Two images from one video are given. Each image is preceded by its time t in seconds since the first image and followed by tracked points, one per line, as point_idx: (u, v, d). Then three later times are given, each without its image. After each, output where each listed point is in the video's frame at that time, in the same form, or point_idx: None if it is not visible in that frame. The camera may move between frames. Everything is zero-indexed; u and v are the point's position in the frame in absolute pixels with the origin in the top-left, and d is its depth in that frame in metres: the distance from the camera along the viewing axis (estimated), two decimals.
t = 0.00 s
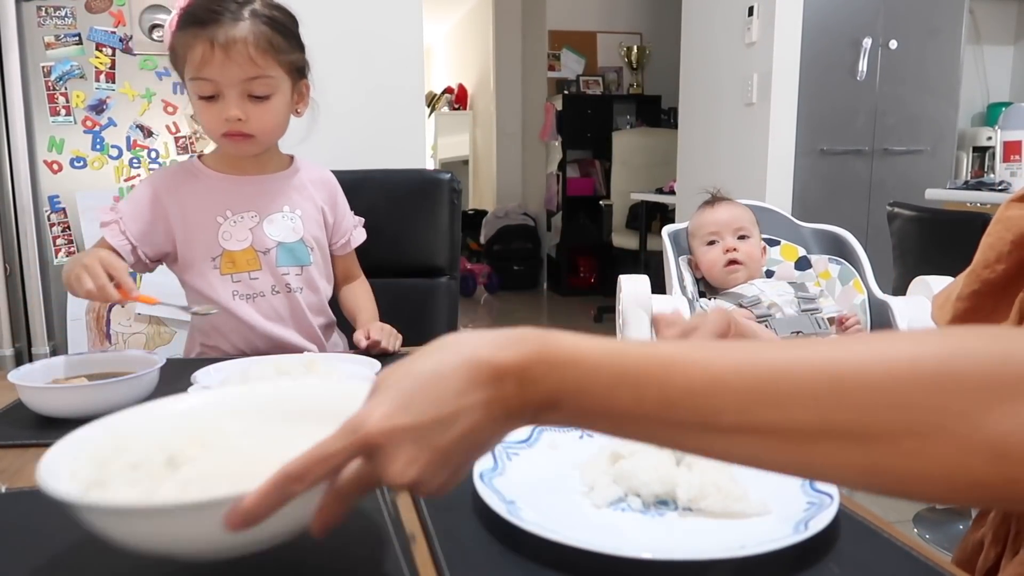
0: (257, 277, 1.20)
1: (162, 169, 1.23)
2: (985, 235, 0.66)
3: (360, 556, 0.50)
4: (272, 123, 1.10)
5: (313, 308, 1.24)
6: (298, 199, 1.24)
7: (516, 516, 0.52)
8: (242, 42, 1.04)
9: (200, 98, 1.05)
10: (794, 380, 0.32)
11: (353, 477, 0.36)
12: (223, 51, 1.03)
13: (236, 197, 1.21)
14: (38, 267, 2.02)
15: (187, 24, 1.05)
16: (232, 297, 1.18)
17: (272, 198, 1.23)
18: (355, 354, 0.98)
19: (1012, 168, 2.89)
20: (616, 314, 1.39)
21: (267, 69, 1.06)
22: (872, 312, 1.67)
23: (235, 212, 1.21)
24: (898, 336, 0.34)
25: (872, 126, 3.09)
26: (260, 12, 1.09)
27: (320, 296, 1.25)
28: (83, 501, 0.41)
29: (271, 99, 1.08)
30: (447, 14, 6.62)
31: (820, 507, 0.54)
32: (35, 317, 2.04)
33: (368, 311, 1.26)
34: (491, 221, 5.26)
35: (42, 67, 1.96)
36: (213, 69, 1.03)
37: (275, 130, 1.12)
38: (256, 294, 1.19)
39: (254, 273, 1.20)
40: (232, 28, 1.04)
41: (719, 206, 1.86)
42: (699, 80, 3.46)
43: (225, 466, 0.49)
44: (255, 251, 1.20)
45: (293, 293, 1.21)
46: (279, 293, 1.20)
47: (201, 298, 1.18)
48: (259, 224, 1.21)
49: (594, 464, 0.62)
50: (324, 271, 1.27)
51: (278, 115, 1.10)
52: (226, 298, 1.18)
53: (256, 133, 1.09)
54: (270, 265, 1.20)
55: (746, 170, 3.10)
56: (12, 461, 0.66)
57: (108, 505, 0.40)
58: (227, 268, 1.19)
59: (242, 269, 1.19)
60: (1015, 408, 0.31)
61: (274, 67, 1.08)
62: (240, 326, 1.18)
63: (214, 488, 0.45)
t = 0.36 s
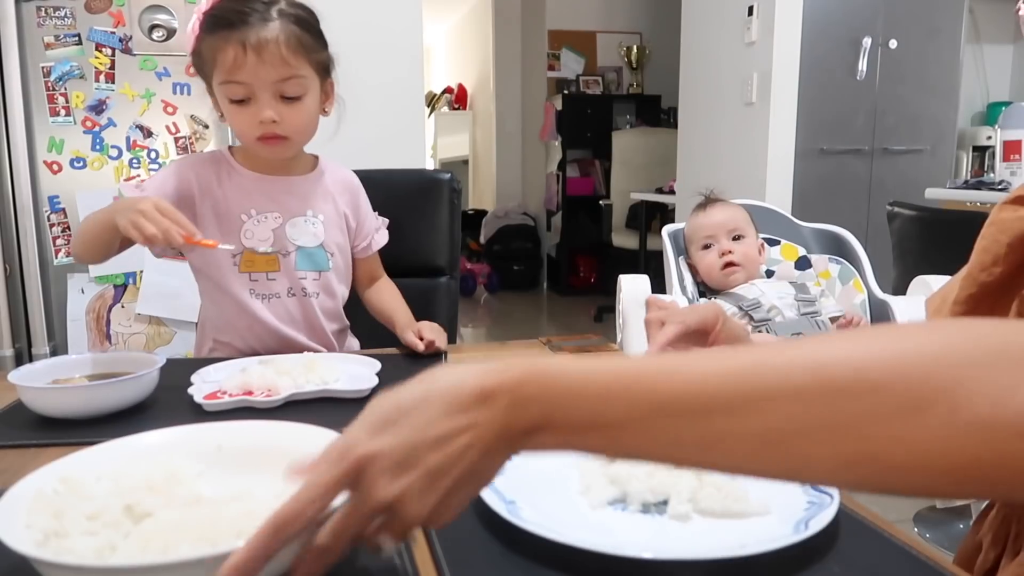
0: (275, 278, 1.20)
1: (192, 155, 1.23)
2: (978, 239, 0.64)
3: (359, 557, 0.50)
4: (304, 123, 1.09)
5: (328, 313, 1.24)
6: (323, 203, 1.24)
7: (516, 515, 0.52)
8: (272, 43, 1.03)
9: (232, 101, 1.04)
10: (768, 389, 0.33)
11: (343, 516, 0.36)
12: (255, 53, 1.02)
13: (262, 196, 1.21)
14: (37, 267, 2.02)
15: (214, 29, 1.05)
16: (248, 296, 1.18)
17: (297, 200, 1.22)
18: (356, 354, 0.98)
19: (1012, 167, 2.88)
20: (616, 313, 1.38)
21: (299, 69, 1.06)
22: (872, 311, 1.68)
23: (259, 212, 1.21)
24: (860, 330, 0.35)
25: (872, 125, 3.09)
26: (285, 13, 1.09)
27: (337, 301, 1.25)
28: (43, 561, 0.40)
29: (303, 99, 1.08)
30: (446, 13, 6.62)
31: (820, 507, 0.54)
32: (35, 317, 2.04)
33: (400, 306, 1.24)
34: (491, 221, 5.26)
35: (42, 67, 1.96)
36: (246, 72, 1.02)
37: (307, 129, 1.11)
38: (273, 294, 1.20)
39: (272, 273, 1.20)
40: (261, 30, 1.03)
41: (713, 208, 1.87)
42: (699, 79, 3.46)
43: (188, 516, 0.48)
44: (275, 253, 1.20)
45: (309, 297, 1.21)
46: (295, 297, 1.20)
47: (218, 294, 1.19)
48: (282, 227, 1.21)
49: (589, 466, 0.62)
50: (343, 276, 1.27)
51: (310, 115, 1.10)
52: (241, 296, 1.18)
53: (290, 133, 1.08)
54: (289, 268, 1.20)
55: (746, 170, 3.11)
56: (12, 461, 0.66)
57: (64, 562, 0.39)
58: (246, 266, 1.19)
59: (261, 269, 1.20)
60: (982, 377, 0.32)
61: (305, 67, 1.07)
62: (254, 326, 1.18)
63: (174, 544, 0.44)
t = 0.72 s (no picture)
0: (287, 286, 1.19)
1: (220, 143, 1.22)
2: (967, 243, 0.66)
3: (358, 559, 0.50)
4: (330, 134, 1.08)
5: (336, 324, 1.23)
6: (347, 214, 1.23)
7: (517, 515, 0.52)
8: (302, 53, 1.01)
9: (258, 112, 1.03)
10: None
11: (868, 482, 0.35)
12: (283, 64, 1.00)
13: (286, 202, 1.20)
14: (37, 267, 2.02)
15: (243, 33, 1.03)
16: (258, 300, 1.18)
17: (321, 209, 1.21)
18: (356, 354, 0.98)
19: (1012, 167, 2.88)
20: (616, 313, 1.39)
21: (330, 81, 1.04)
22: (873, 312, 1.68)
23: (280, 217, 1.20)
24: None
25: (872, 125, 3.09)
26: (319, 20, 1.06)
27: (349, 311, 1.24)
28: (44, 562, 0.39)
29: (331, 111, 1.06)
30: (446, 13, 6.61)
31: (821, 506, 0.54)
32: (35, 317, 2.04)
33: (413, 306, 1.25)
34: (491, 221, 5.26)
35: (42, 68, 1.96)
36: (272, 83, 1.00)
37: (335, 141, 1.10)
38: (282, 302, 1.19)
39: (285, 280, 1.19)
40: (292, 39, 1.01)
41: (710, 205, 1.90)
42: (699, 79, 3.46)
43: (188, 516, 0.48)
44: (291, 261, 1.20)
45: (319, 309, 1.21)
46: (304, 307, 1.20)
47: (228, 293, 1.19)
48: (302, 234, 1.20)
49: (589, 467, 0.61)
50: (361, 290, 1.26)
51: (337, 127, 1.08)
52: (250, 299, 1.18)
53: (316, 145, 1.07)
54: (302, 278, 1.20)
55: (746, 170, 3.11)
56: (12, 461, 0.66)
57: (64, 562, 0.39)
58: (259, 270, 1.18)
59: (274, 274, 1.19)
60: None
61: (336, 78, 1.05)
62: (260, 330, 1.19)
63: (174, 545, 0.44)
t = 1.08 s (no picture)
0: (294, 297, 1.19)
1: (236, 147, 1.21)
2: (972, 238, 0.64)
3: (358, 559, 0.50)
4: (346, 154, 1.08)
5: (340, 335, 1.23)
6: (361, 229, 1.23)
7: (517, 514, 0.52)
8: (318, 72, 1.01)
9: (270, 128, 1.04)
10: None
11: None
12: (299, 83, 1.00)
13: (301, 213, 1.19)
14: (37, 268, 2.02)
15: (256, 49, 1.03)
16: (264, 308, 1.18)
17: (336, 223, 1.21)
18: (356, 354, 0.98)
19: (1012, 167, 2.88)
20: (616, 313, 1.39)
21: (345, 99, 1.04)
22: (872, 312, 1.68)
23: (294, 228, 1.19)
24: None
25: (872, 125, 3.09)
26: (334, 36, 1.06)
27: (353, 323, 1.25)
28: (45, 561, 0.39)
29: (347, 130, 1.06)
30: (446, 13, 6.62)
31: (822, 509, 0.54)
32: (35, 317, 2.04)
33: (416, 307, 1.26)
34: (491, 221, 5.26)
35: (42, 67, 1.96)
36: (287, 101, 1.01)
37: (353, 159, 1.10)
38: (289, 312, 1.19)
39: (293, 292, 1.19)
40: (308, 57, 1.01)
41: (714, 203, 1.88)
42: (699, 79, 3.46)
43: (188, 517, 0.48)
44: (301, 273, 1.19)
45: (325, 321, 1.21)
46: (310, 320, 1.20)
47: (234, 298, 1.18)
48: (313, 248, 1.20)
49: (593, 466, 0.62)
50: (365, 300, 1.26)
51: (355, 146, 1.08)
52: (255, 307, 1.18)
53: (332, 164, 1.07)
54: (310, 290, 1.19)
55: (746, 170, 3.10)
56: (11, 462, 0.66)
57: (63, 562, 0.39)
58: (267, 278, 1.18)
59: (282, 284, 1.18)
60: None
61: (352, 96, 1.05)
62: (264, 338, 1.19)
63: (173, 545, 0.44)
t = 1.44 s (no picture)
0: (297, 301, 1.19)
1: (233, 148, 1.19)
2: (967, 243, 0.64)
3: (359, 560, 0.50)
4: (339, 164, 1.07)
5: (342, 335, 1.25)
6: (362, 231, 1.22)
7: (524, 548, 0.48)
8: (309, 81, 1.01)
9: (264, 138, 1.03)
10: None
11: None
12: (289, 92, 1.00)
13: (301, 217, 1.18)
14: (37, 268, 2.02)
15: (250, 57, 1.03)
16: (266, 312, 1.19)
17: (337, 226, 1.20)
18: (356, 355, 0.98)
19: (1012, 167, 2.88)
20: (616, 313, 1.39)
21: (339, 109, 1.03)
22: (872, 313, 1.68)
23: (295, 232, 1.19)
24: None
25: (871, 125, 3.09)
26: (330, 44, 1.06)
27: (353, 323, 1.26)
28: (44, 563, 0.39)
29: (340, 139, 1.05)
30: (446, 13, 6.62)
31: (873, 561, 0.47)
32: (35, 318, 2.04)
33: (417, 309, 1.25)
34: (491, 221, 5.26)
35: (42, 67, 1.96)
36: (279, 111, 1.00)
37: (345, 168, 1.09)
38: (291, 315, 1.19)
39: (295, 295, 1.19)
40: (300, 66, 1.01)
41: (714, 205, 1.88)
42: (699, 79, 3.46)
43: (188, 517, 0.48)
44: (303, 277, 1.19)
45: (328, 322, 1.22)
46: (313, 322, 1.20)
47: (236, 302, 1.19)
48: (315, 251, 1.19)
49: (623, 497, 0.57)
50: (366, 299, 1.27)
51: (347, 154, 1.07)
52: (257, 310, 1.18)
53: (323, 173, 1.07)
54: (313, 294, 1.20)
55: (745, 169, 3.11)
56: (11, 462, 0.66)
57: (63, 561, 0.39)
58: (269, 282, 1.18)
59: (284, 288, 1.18)
60: None
61: (346, 106, 1.04)
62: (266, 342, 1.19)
63: (173, 545, 0.44)
